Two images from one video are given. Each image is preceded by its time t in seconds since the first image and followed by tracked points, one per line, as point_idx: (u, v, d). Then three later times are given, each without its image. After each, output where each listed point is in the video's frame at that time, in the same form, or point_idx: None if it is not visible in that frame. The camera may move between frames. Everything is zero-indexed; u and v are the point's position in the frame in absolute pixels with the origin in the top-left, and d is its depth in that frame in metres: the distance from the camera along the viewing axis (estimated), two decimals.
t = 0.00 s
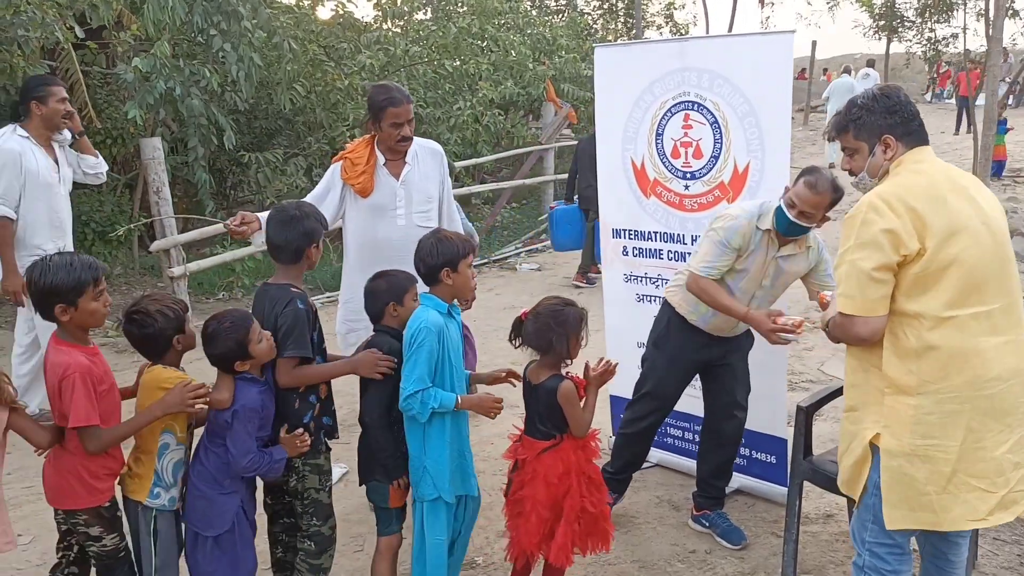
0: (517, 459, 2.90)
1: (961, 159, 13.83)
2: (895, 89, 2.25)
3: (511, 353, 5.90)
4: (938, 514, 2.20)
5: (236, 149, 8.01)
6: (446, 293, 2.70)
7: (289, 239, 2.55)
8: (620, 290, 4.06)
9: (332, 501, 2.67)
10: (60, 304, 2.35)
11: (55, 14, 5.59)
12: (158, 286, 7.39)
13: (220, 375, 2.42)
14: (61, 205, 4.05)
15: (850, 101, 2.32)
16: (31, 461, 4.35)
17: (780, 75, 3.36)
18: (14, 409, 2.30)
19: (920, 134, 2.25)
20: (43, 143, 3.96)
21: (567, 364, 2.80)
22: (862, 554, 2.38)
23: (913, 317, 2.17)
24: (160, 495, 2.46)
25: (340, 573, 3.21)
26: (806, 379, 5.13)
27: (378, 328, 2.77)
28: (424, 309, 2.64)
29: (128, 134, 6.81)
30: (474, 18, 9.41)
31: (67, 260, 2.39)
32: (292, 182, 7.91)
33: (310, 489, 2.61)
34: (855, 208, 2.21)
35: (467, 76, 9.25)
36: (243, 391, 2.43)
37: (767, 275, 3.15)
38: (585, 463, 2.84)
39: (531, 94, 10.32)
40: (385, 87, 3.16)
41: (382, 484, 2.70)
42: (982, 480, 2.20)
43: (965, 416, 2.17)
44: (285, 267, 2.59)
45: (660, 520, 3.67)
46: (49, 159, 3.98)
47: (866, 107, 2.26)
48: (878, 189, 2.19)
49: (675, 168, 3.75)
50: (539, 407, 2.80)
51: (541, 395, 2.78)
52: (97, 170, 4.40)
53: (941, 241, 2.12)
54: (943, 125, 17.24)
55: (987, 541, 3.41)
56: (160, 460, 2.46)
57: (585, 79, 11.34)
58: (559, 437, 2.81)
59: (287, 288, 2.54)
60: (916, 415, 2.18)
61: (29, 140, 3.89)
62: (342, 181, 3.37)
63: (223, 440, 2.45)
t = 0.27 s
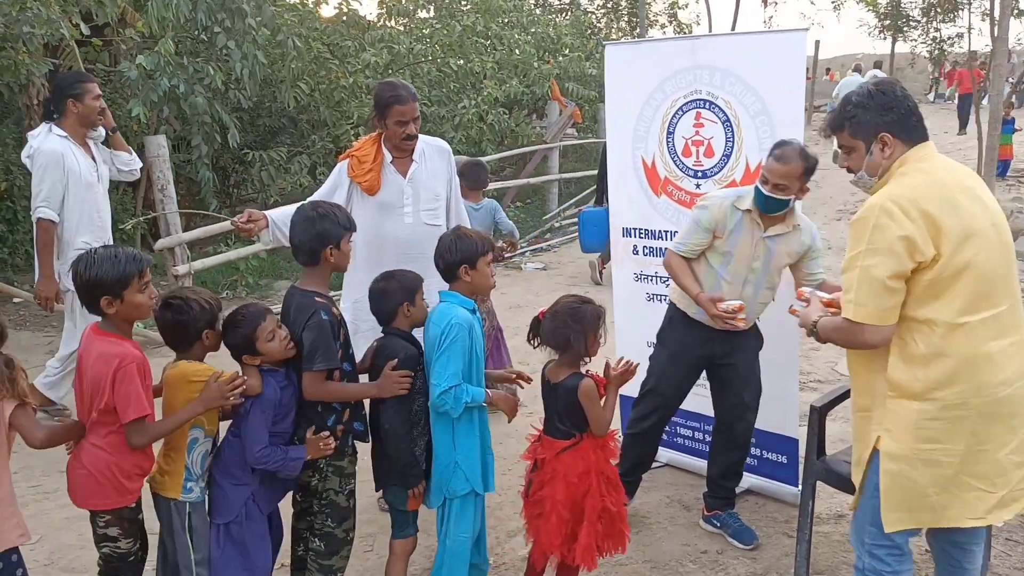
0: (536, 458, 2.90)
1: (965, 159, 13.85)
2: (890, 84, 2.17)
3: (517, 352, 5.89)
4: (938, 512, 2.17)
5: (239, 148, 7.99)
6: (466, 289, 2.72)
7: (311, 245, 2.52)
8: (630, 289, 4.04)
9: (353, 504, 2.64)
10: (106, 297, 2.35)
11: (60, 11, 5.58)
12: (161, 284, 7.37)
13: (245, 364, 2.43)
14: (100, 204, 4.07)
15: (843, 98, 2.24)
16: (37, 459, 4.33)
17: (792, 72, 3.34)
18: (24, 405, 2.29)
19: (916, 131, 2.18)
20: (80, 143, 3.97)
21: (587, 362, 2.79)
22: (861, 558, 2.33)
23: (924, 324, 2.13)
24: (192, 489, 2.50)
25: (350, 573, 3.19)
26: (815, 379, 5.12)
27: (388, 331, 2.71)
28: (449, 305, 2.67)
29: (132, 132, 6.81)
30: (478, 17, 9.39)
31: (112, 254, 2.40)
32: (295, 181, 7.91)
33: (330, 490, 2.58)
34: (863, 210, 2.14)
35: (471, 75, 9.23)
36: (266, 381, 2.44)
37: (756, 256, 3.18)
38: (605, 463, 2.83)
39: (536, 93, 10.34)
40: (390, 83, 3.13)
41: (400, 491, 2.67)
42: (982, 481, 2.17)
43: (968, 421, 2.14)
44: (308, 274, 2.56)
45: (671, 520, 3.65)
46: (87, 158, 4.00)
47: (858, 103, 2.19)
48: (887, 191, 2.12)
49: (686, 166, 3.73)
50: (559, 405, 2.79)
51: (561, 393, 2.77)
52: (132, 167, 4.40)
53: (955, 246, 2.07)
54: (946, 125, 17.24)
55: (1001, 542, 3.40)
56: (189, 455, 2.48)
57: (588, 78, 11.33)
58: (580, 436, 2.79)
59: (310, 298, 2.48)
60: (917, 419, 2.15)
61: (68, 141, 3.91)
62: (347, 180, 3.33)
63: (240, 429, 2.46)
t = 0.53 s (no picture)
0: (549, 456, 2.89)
1: (968, 157, 13.88)
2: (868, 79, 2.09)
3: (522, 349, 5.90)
4: (925, 517, 2.13)
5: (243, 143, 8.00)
6: (481, 284, 2.73)
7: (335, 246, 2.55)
8: (639, 286, 4.04)
9: (367, 505, 2.62)
10: (128, 287, 2.34)
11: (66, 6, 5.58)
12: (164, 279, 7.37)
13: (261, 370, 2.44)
14: (130, 204, 3.78)
15: (822, 98, 2.18)
16: (44, 456, 4.34)
17: (803, 68, 3.32)
18: (57, 397, 2.37)
19: (901, 129, 2.10)
20: (107, 139, 3.68)
21: (599, 359, 2.77)
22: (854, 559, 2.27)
23: (920, 330, 2.07)
24: (202, 489, 2.48)
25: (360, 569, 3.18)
26: (821, 376, 5.12)
27: (408, 326, 2.71)
28: (466, 301, 2.67)
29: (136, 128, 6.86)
30: (482, 13, 9.40)
31: (140, 244, 2.38)
32: (298, 176, 7.94)
33: (343, 490, 2.58)
34: (858, 214, 2.06)
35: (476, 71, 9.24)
36: (280, 388, 2.43)
37: (726, 239, 3.19)
38: (617, 462, 2.80)
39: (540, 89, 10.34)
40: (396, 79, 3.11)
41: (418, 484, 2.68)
42: (966, 486, 2.13)
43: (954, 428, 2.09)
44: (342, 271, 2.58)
45: (679, 517, 3.65)
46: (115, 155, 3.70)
47: (839, 101, 2.12)
48: (882, 193, 2.04)
49: (696, 163, 3.72)
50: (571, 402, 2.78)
51: (572, 389, 2.75)
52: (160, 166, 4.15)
53: (955, 250, 2.01)
54: (949, 123, 17.28)
55: (1010, 539, 3.39)
56: (200, 454, 2.47)
57: (592, 75, 11.34)
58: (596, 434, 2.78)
59: (341, 293, 2.50)
60: (903, 426, 2.11)
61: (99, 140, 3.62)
62: (353, 176, 3.34)
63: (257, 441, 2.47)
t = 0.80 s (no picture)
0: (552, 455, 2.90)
1: (970, 155, 13.89)
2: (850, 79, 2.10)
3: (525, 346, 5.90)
4: (947, 524, 2.12)
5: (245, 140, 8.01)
6: (491, 282, 2.74)
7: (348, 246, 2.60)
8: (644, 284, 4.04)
9: (372, 504, 2.69)
10: (138, 280, 2.35)
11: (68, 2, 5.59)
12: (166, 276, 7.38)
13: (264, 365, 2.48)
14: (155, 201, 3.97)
15: (806, 99, 2.18)
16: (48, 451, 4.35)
17: (807, 66, 3.32)
18: (68, 390, 2.40)
19: (886, 129, 2.10)
20: (138, 141, 3.90)
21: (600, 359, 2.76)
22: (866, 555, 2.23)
23: (925, 330, 2.05)
24: (209, 478, 2.50)
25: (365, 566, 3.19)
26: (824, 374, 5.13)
27: (423, 321, 2.73)
28: (476, 298, 2.67)
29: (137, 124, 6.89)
30: (485, 10, 9.40)
31: (153, 238, 2.39)
32: (300, 173, 7.97)
33: (352, 486, 2.65)
34: (855, 217, 2.03)
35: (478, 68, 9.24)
36: (290, 382, 2.45)
37: (675, 233, 3.27)
38: (617, 463, 2.79)
39: (542, 87, 10.35)
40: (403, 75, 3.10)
41: (436, 475, 2.70)
42: (976, 481, 2.15)
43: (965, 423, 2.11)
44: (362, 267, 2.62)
45: (683, 515, 3.65)
46: (143, 156, 3.90)
47: (823, 103, 2.12)
48: (877, 195, 2.02)
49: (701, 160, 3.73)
50: (572, 403, 2.80)
51: (573, 388, 2.76)
52: (196, 173, 4.19)
53: (955, 247, 2.01)
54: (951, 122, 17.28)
55: (1014, 538, 3.40)
56: (207, 444, 2.49)
57: (595, 72, 11.34)
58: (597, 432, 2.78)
59: (363, 279, 2.59)
60: (918, 428, 2.09)
61: (131, 143, 3.85)
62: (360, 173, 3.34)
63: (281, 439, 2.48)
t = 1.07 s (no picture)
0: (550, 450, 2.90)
1: (969, 155, 13.93)
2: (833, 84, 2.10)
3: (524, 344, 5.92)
4: (962, 511, 2.14)
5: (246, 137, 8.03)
6: (495, 279, 2.76)
7: (360, 235, 2.63)
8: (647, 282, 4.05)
9: (377, 497, 2.72)
10: (159, 283, 2.32)
11: None
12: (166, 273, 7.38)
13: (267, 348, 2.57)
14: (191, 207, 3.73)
15: (790, 105, 2.19)
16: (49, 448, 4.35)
17: (808, 65, 3.33)
18: (69, 385, 2.40)
19: (869, 133, 2.11)
20: (173, 139, 3.67)
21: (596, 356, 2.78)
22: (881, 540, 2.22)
23: (942, 320, 2.06)
24: (219, 469, 2.52)
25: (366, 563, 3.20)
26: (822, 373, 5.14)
27: (423, 322, 2.72)
28: (478, 296, 2.70)
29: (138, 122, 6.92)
30: (485, 8, 9.41)
31: (172, 239, 2.36)
32: (300, 171, 8.00)
33: (358, 479, 2.67)
34: (866, 211, 2.03)
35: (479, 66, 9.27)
36: (297, 367, 2.48)
37: (647, 229, 3.34)
38: (614, 459, 2.80)
39: (543, 85, 10.37)
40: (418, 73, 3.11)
41: (438, 479, 2.70)
42: (983, 467, 2.19)
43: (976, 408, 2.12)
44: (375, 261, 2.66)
45: (683, 513, 3.66)
46: (177, 155, 3.66)
47: (805, 109, 2.13)
48: (883, 187, 2.03)
49: (703, 159, 3.74)
50: (572, 402, 2.80)
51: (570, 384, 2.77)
52: (237, 172, 3.85)
53: (959, 233, 2.04)
54: (950, 121, 17.36)
55: (1013, 537, 3.41)
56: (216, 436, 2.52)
57: (595, 71, 11.34)
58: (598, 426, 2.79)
59: (369, 270, 2.60)
60: (936, 419, 2.09)
61: (164, 142, 3.64)
62: (371, 169, 3.36)
63: (286, 425, 2.52)
